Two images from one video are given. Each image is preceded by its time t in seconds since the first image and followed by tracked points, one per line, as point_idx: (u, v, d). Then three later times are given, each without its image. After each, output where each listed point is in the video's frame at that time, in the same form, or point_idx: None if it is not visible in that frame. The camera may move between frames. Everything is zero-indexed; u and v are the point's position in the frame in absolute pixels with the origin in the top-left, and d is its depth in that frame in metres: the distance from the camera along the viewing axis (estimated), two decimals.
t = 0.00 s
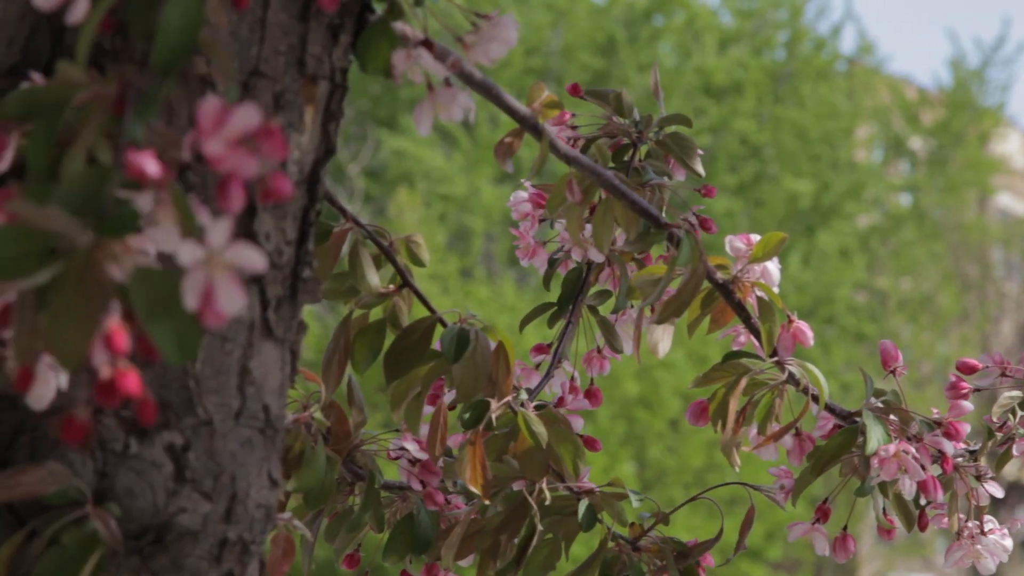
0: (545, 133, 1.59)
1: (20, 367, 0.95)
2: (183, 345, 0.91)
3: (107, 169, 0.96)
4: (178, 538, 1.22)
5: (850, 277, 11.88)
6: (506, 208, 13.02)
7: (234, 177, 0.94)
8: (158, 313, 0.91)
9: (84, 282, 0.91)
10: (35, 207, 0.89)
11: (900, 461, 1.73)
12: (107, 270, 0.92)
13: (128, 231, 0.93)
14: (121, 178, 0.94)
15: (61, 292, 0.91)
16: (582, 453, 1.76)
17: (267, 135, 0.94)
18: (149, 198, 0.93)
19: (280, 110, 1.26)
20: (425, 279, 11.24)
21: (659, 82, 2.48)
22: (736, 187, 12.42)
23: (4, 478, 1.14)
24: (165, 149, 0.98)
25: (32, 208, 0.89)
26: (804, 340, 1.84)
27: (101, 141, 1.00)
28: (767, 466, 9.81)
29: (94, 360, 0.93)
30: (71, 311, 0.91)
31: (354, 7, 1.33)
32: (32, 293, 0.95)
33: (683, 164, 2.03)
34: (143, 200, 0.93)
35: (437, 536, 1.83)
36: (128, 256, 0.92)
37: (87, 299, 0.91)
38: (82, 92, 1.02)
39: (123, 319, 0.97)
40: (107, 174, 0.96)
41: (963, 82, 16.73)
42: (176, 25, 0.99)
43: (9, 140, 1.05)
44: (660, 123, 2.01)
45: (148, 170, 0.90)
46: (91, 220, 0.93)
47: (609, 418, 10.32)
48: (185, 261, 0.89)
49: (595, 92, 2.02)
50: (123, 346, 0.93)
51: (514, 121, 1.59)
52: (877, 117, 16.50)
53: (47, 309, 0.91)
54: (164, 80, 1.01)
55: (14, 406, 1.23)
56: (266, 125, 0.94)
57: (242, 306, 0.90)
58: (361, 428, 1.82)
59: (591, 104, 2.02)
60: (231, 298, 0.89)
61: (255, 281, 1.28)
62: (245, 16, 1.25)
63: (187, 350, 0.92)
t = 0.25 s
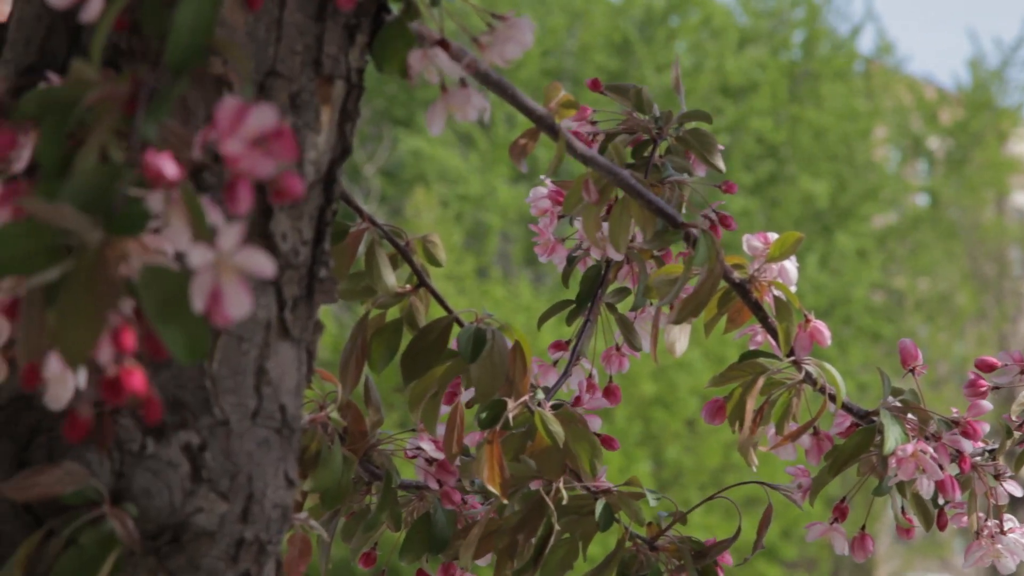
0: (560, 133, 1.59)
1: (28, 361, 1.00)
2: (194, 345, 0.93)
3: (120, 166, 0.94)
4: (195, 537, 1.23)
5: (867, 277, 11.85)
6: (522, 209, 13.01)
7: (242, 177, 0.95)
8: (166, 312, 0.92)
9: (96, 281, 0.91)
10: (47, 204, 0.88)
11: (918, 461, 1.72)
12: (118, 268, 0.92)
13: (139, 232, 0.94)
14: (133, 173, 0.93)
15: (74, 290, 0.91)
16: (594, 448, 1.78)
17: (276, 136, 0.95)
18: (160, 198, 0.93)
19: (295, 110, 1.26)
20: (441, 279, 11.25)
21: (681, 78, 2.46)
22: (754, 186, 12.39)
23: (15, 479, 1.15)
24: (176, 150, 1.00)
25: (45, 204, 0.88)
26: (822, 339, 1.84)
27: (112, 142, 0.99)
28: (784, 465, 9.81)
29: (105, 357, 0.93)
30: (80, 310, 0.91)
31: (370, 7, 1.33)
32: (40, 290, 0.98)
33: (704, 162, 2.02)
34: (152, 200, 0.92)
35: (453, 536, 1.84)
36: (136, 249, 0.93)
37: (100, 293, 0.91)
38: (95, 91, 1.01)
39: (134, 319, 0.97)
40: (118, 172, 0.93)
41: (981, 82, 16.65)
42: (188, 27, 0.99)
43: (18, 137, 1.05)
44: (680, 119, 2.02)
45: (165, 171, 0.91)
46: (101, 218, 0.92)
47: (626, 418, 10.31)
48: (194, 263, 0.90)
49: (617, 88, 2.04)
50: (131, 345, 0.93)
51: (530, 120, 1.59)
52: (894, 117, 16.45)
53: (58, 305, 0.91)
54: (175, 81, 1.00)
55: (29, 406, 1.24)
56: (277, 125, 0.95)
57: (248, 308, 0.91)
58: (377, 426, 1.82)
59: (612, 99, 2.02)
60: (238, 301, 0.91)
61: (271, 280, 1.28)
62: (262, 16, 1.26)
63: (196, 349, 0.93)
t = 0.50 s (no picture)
0: (577, 134, 1.59)
1: (57, 358, 0.98)
2: (224, 338, 0.91)
3: (146, 158, 0.93)
4: (212, 537, 1.23)
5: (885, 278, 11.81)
6: (539, 210, 13.02)
7: (269, 170, 0.94)
8: (191, 303, 0.91)
9: (119, 277, 0.91)
10: (72, 196, 0.87)
11: (936, 461, 1.72)
12: (143, 264, 0.91)
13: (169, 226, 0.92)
14: (158, 168, 0.92)
15: (99, 284, 0.91)
16: (614, 449, 1.77)
17: (304, 126, 0.94)
18: (187, 194, 0.92)
19: (313, 109, 1.27)
20: (458, 279, 11.25)
21: (702, 84, 2.47)
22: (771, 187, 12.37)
23: (37, 477, 1.15)
24: (202, 142, 0.99)
25: (71, 198, 0.87)
26: (839, 339, 1.84)
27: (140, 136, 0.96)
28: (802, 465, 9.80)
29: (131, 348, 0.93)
30: (103, 305, 0.91)
31: (386, 9, 1.33)
32: (69, 283, 0.96)
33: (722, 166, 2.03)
34: (181, 194, 0.92)
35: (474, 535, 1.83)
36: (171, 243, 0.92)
37: (127, 285, 0.91)
38: (119, 85, 1.00)
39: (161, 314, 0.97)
40: (144, 164, 0.92)
41: (1001, 82, 16.57)
42: (211, 24, 1.02)
43: (43, 132, 1.05)
44: (699, 124, 2.04)
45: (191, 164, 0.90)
46: (130, 214, 0.90)
47: (642, 419, 10.30)
48: (223, 249, 0.89)
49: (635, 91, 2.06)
50: (161, 336, 0.93)
51: (547, 121, 1.59)
52: (913, 117, 16.39)
53: (82, 303, 0.91)
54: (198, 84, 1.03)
55: (47, 405, 1.25)
56: (304, 114, 0.94)
57: (277, 295, 0.90)
58: (395, 427, 1.82)
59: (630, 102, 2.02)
60: (268, 285, 0.89)
61: (288, 280, 1.29)
62: (279, 16, 1.26)
63: (227, 341, 0.91)
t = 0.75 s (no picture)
0: (595, 134, 1.58)
1: (64, 366, 0.98)
2: (229, 348, 0.91)
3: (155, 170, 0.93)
4: (231, 537, 1.24)
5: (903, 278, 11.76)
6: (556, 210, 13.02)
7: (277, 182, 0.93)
8: (197, 319, 0.90)
9: (128, 288, 0.90)
10: (82, 211, 0.88)
11: (956, 460, 1.70)
12: (149, 275, 0.91)
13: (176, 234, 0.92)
14: (169, 179, 0.92)
15: (106, 297, 0.90)
16: (630, 451, 1.75)
17: (312, 138, 0.94)
18: (195, 203, 0.93)
19: (330, 111, 1.27)
20: (476, 280, 11.26)
21: (713, 79, 2.46)
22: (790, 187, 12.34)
23: (57, 478, 1.15)
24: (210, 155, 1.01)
25: (79, 212, 0.88)
26: (857, 340, 1.82)
27: (147, 145, 0.98)
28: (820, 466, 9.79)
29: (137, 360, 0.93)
30: (112, 316, 0.90)
31: (404, 8, 1.33)
32: (76, 294, 0.97)
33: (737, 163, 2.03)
34: (189, 204, 0.92)
35: (488, 537, 1.84)
36: (172, 253, 0.92)
37: (133, 295, 0.90)
38: (131, 94, 1.00)
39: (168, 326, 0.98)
40: (153, 176, 0.92)
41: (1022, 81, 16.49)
42: (225, 27, 1.00)
43: (54, 142, 1.05)
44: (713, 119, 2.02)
45: (195, 179, 0.92)
46: (137, 225, 0.90)
47: (659, 419, 10.29)
48: (233, 270, 0.89)
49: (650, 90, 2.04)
50: (163, 351, 0.93)
51: (565, 121, 1.58)
52: (933, 116, 16.33)
53: (90, 314, 0.91)
54: (211, 85, 1.01)
55: (66, 405, 1.26)
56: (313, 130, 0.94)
57: (284, 311, 0.90)
58: (411, 427, 1.82)
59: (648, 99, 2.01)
60: (274, 303, 0.89)
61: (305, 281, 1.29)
62: (296, 17, 1.26)
63: (231, 353, 0.91)
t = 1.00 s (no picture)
0: (614, 135, 1.59)
1: (99, 358, 0.96)
2: (262, 337, 0.93)
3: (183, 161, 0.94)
4: (251, 536, 1.25)
5: (921, 278, 11.74)
6: (574, 211, 13.03)
7: (307, 173, 0.95)
8: (236, 302, 0.92)
9: (164, 275, 0.91)
10: (114, 198, 0.88)
11: (974, 460, 1.70)
12: (183, 264, 0.91)
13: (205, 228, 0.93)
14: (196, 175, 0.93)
15: (140, 286, 0.90)
16: (651, 450, 1.78)
17: (341, 130, 0.95)
18: (227, 198, 0.93)
19: (351, 113, 1.29)
20: (495, 281, 11.28)
21: (739, 84, 2.46)
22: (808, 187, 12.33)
23: (81, 477, 1.17)
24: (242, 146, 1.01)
25: (111, 200, 0.88)
26: (875, 339, 1.82)
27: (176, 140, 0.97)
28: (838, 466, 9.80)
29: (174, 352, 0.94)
30: (146, 304, 0.90)
31: (423, 10, 1.34)
32: (109, 287, 0.95)
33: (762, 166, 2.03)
34: (221, 199, 0.93)
35: (508, 536, 1.85)
36: (204, 249, 0.92)
37: (165, 287, 0.91)
38: (160, 88, 1.01)
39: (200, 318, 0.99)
40: (182, 168, 0.93)
41: None
42: (251, 24, 0.99)
43: (85, 136, 1.04)
44: (737, 126, 2.03)
45: (227, 163, 0.92)
46: (169, 214, 0.91)
47: (677, 420, 10.30)
48: (263, 250, 0.91)
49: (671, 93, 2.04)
50: (202, 337, 0.94)
51: (583, 123, 1.59)
52: (951, 117, 16.30)
53: (125, 304, 0.91)
54: (236, 82, 1.00)
55: (88, 406, 1.27)
56: (340, 122, 0.95)
57: (317, 297, 0.91)
58: (431, 427, 1.83)
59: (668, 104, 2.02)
60: (306, 287, 0.90)
61: (326, 281, 1.30)
62: (317, 19, 1.27)
63: (266, 340, 0.93)
